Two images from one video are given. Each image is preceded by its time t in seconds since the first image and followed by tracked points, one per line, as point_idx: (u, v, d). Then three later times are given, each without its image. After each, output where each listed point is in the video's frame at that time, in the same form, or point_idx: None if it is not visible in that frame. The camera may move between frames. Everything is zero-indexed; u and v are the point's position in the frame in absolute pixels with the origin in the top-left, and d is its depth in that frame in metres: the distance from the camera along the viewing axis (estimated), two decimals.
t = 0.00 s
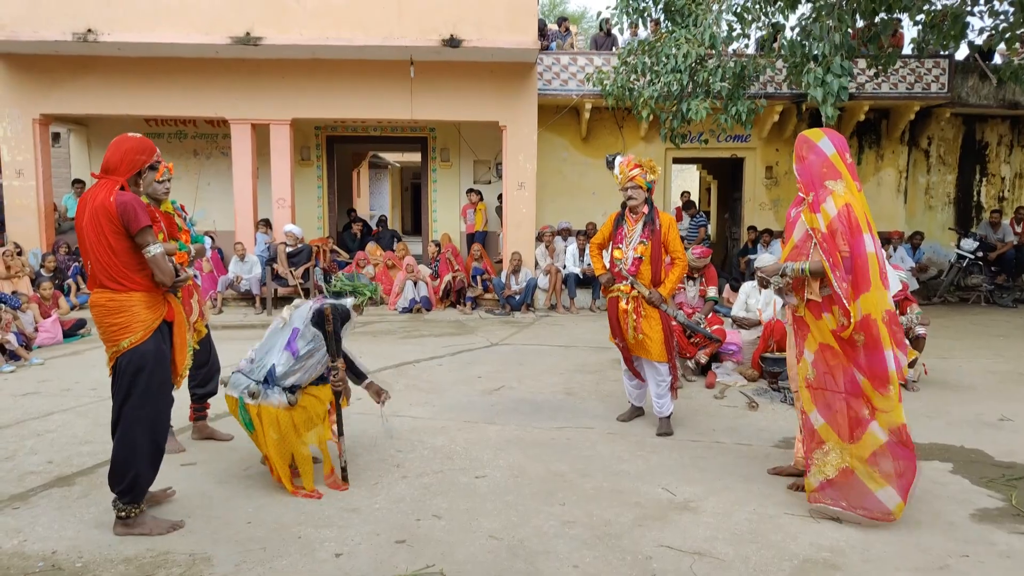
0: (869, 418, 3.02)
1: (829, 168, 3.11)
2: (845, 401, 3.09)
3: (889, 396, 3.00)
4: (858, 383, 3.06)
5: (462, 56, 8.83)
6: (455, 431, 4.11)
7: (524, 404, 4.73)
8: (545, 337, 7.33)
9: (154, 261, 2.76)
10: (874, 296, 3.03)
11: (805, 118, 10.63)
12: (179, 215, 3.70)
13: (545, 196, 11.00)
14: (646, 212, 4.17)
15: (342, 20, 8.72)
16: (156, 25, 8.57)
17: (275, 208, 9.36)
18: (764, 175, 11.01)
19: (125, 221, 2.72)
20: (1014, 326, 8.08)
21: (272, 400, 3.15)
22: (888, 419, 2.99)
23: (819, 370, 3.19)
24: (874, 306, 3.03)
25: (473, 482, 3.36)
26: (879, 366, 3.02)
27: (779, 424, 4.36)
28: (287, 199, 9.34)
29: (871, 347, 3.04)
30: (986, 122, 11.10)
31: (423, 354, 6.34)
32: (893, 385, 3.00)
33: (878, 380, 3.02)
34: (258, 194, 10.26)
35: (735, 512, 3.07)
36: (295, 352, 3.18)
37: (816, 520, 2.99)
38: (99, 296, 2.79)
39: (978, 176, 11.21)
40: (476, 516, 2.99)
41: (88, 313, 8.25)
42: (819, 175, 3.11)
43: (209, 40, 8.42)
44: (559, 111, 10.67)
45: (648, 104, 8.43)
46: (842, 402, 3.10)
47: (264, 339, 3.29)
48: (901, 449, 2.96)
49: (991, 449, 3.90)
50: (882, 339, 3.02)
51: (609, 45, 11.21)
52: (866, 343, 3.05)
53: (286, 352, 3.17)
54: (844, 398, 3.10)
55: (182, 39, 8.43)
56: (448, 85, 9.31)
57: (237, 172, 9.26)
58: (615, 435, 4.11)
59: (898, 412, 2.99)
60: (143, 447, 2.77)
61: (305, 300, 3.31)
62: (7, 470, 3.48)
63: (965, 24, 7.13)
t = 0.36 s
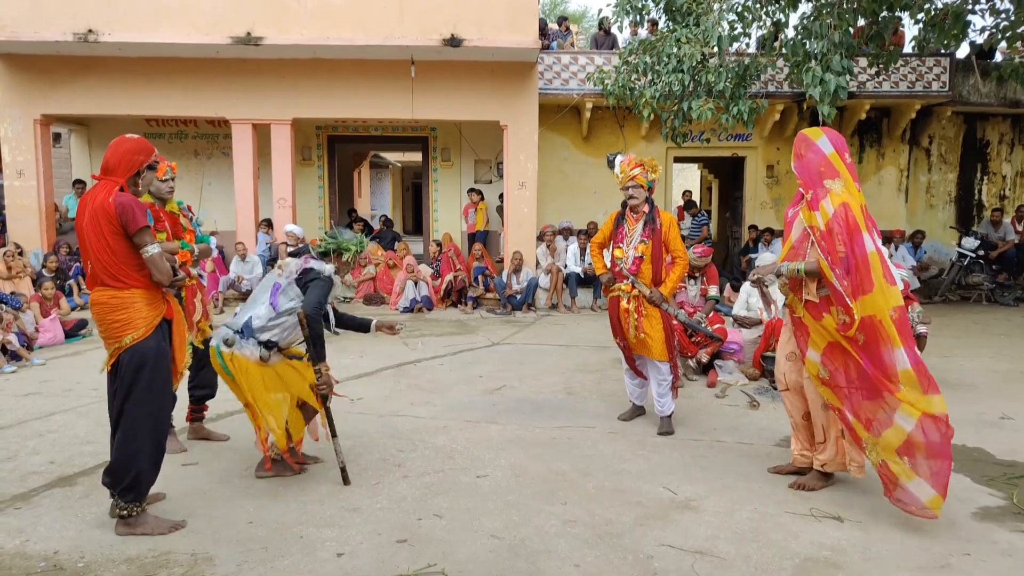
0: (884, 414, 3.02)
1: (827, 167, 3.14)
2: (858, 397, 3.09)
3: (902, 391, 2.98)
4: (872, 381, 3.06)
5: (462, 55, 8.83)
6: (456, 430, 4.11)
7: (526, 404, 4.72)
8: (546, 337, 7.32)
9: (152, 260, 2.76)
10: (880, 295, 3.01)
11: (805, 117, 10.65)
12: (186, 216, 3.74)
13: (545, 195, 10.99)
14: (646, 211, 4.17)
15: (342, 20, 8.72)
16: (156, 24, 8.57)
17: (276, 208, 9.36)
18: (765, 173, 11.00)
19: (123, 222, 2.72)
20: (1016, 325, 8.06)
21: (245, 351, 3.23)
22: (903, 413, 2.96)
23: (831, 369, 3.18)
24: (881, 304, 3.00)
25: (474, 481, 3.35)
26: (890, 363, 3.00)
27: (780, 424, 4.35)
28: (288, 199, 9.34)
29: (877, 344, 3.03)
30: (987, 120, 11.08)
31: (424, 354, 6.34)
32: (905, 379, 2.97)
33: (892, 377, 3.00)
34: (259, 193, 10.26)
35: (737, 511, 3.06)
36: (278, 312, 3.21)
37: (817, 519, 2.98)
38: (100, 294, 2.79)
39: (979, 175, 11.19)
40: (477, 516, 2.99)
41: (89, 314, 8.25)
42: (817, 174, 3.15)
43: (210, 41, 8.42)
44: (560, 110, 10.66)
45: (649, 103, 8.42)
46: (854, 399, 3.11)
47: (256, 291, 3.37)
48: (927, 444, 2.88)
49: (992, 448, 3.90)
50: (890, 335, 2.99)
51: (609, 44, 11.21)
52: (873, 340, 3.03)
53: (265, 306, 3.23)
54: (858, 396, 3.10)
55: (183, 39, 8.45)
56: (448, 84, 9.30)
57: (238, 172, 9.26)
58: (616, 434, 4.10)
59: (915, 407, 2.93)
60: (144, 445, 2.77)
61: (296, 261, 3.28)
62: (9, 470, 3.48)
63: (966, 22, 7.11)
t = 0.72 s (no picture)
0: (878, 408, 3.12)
1: (808, 168, 3.12)
2: (850, 394, 3.14)
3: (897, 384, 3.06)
4: (866, 378, 3.10)
5: (462, 55, 8.83)
6: (456, 431, 4.11)
7: (525, 404, 4.73)
8: (546, 337, 7.32)
9: (145, 261, 2.75)
10: (872, 294, 3.02)
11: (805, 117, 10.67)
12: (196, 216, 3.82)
13: (546, 195, 11.00)
14: (646, 211, 4.17)
15: (343, 21, 8.72)
16: (157, 24, 8.56)
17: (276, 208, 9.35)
18: (764, 174, 11.00)
19: (114, 223, 2.71)
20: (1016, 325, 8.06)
21: (217, 299, 3.26)
22: (898, 403, 3.08)
23: (820, 370, 3.18)
24: (871, 303, 3.02)
25: (474, 481, 3.36)
26: (883, 360, 3.05)
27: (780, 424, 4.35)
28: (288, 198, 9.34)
29: (870, 343, 3.05)
30: (987, 121, 11.08)
31: (424, 354, 6.35)
32: (901, 373, 3.04)
33: (885, 373, 3.06)
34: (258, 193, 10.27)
35: (737, 511, 3.07)
36: (237, 253, 3.28)
37: (818, 519, 2.98)
38: (96, 293, 2.79)
39: (979, 175, 11.20)
40: (477, 516, 2.99)
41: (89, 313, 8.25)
42: (797, 175, 3.13)
43: (210, 41, 8.43)
44: (560, 110, 10.66)
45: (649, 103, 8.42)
46: (846, 396, 3.15)
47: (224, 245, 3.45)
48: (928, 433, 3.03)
49: (992, 448, 3.90)
50: (883, 331, 3.03)
51: (608, 44, 11.21)
52: (865, 338, 3.05)
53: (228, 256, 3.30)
54: (851, 394, 3.14)
55: (183, 39, 8.45)
56: (448, 84, 9.30)
57: (238, 172, 9.25)
58: (615, 435, 4.10)
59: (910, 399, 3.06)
60: (149, 440, 2.78)
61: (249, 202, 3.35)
62: (9, 469, 3.48)
63: (966, 23, 7.12)
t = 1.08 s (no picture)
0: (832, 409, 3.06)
1: (774, 172, 3.19)
2: (806, 394, 3.12)
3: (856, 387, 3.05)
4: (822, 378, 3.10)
5: (468, 58, 8.84)
6: (461, 433, 4.11)
7: (530, 407, 4.72)
8: (551, 339, 7.32)
9: (144, 265, 2.76)
10: (836, 295, 3.07)
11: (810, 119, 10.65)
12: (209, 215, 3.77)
13: (551, 198, 11.00)
14: (650, 214, 4.16)
15: (349, 24, 8.75)
16: (164, 27, 8.60)
17: (282, 210, 9.38)
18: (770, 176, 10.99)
19: (115, 228, 2.73)
20: None
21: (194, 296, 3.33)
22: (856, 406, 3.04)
23: (764, 372, 3.25)
24: (832, 303, 3.08)
25: (479, 484, 3.35)
26: (844, 361, 3.06)
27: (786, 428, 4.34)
28: (294, 201, 9.37)
29: (831, 343, 3.08)
30: (994, 123, 11.04)
31: (428, 356, 6.35)
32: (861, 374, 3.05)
33: (842, 374, 3.06)
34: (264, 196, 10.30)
35: (742, 515, 3.06)
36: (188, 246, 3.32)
37: (825, 524, 2.97)
38: (98, 295, 2.82)
39: (986, 178, 11.15)
40: (482, 519, 2.99)
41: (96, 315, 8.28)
42: (763, 178, 3.20)
43: (216, 44, 8.48)
44: (565, 113, 10.67)
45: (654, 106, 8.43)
46: (802, 398, 3.13)
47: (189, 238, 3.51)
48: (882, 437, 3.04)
49: (1000, 453, 3.87)
50: (842, 331, 3.06)
51: (613, 47, 11.23)
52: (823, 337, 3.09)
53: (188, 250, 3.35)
54: (806, 394, 3.12)
55: (190, 43, 8.50)
56: (453, 87, 9.32)
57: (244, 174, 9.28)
58: (620, 438, 4.10)
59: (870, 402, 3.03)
60: (155, 439, 2.81)
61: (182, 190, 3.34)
62: (16, 471, 3.50)
63: (973, 25, 7.10)
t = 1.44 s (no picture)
0: (782, 408, 3.11)
1: (734, 175, 3.18)
2: (753, 394, 3.16)
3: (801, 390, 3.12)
4: (768, 380, 3.13)
5: (473, 60, 8.85)
6: (468, 435, 4.11)
7: (537, 408, 4.72)
8: (558, 341, 7.32)
9: (164, 266, 2.80)
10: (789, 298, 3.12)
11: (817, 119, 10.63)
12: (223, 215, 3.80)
13: (557, 199, 11.00)
14: (657, 215, 4.14)
15: (355, 27, 8.77)
16: (173, 30, 8.65)
17: (289, 212, 9.41)
18: (776, 177, 10.96)
19: (133, 230, 2.74)
20: None
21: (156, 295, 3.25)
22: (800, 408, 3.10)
23: (718, 369, 3.24)
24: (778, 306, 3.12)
25: (486, 486, 3.36)
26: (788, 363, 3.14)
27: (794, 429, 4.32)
28: (300, 203, 9.39)
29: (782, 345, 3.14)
30: (1003, 123, 10.97)
31: (435, 358, 6.36)
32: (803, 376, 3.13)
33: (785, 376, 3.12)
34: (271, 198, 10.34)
35: (750, 517, 3.05)
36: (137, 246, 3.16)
37: (834, 526, 2.96)
38: (111, 298, 2.81)
39: (995, 178, 11.08)
40: (489, 520, 2.99)
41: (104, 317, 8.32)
42: (723, 180, 3.20)
43: (224, 47, 8.51)
44: (571, 114, 10.67)
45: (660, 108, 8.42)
46: (748, 398, 3.17)
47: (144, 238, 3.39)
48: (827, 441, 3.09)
49: (1010, 454, 3.85)
50: (784, 334, 3.13)
51: (619, 48, 11.23)
52: (768, 337, 3.14)
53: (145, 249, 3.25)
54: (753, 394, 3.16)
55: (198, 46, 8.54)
56: (459, 88, 9.34)
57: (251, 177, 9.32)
58: (627, 439, 4.09)
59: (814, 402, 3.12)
60: (159, 444, 2.83)
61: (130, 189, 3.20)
62: (26, 472, 3.53)
63: (980, 24, 7.08)
